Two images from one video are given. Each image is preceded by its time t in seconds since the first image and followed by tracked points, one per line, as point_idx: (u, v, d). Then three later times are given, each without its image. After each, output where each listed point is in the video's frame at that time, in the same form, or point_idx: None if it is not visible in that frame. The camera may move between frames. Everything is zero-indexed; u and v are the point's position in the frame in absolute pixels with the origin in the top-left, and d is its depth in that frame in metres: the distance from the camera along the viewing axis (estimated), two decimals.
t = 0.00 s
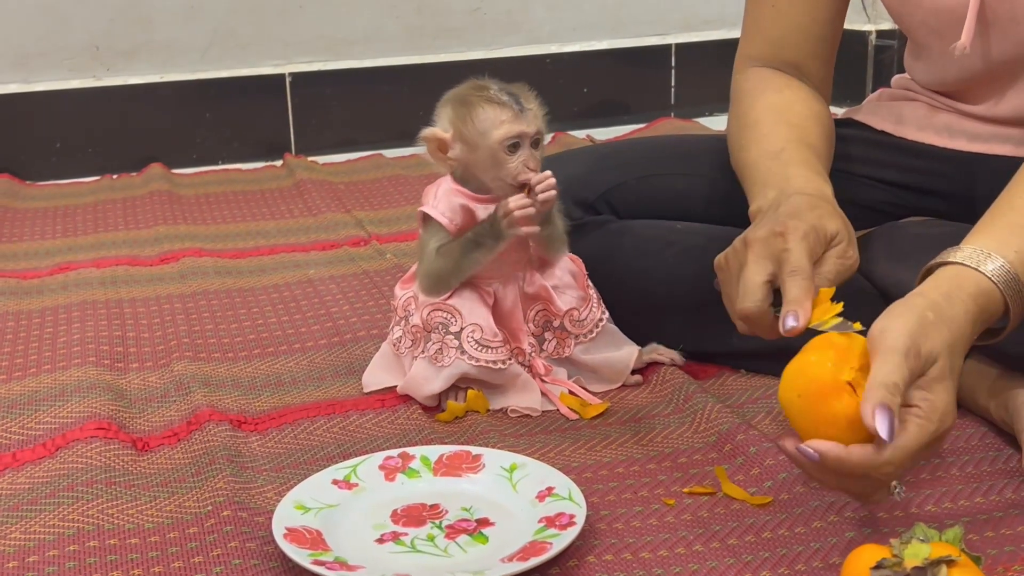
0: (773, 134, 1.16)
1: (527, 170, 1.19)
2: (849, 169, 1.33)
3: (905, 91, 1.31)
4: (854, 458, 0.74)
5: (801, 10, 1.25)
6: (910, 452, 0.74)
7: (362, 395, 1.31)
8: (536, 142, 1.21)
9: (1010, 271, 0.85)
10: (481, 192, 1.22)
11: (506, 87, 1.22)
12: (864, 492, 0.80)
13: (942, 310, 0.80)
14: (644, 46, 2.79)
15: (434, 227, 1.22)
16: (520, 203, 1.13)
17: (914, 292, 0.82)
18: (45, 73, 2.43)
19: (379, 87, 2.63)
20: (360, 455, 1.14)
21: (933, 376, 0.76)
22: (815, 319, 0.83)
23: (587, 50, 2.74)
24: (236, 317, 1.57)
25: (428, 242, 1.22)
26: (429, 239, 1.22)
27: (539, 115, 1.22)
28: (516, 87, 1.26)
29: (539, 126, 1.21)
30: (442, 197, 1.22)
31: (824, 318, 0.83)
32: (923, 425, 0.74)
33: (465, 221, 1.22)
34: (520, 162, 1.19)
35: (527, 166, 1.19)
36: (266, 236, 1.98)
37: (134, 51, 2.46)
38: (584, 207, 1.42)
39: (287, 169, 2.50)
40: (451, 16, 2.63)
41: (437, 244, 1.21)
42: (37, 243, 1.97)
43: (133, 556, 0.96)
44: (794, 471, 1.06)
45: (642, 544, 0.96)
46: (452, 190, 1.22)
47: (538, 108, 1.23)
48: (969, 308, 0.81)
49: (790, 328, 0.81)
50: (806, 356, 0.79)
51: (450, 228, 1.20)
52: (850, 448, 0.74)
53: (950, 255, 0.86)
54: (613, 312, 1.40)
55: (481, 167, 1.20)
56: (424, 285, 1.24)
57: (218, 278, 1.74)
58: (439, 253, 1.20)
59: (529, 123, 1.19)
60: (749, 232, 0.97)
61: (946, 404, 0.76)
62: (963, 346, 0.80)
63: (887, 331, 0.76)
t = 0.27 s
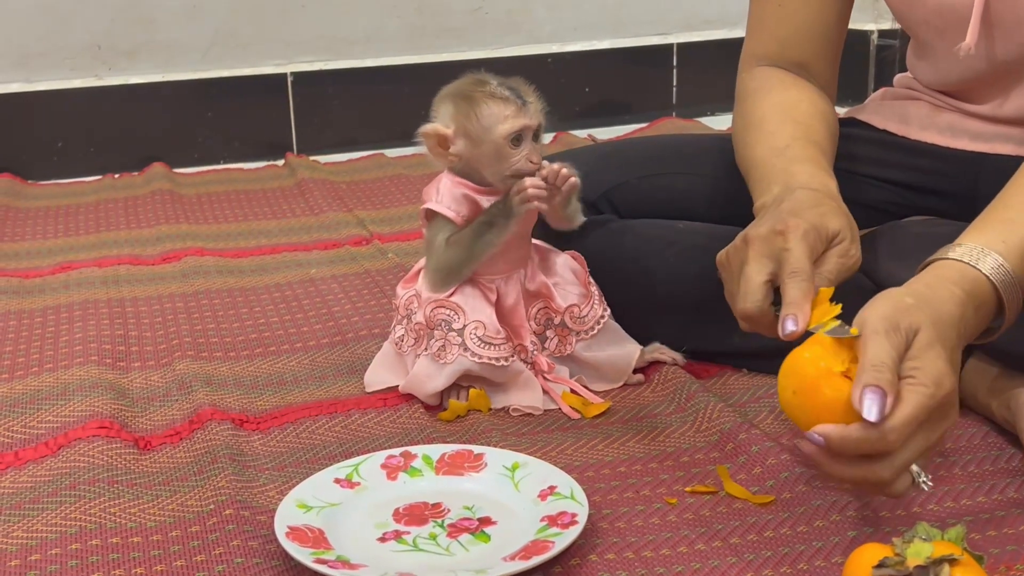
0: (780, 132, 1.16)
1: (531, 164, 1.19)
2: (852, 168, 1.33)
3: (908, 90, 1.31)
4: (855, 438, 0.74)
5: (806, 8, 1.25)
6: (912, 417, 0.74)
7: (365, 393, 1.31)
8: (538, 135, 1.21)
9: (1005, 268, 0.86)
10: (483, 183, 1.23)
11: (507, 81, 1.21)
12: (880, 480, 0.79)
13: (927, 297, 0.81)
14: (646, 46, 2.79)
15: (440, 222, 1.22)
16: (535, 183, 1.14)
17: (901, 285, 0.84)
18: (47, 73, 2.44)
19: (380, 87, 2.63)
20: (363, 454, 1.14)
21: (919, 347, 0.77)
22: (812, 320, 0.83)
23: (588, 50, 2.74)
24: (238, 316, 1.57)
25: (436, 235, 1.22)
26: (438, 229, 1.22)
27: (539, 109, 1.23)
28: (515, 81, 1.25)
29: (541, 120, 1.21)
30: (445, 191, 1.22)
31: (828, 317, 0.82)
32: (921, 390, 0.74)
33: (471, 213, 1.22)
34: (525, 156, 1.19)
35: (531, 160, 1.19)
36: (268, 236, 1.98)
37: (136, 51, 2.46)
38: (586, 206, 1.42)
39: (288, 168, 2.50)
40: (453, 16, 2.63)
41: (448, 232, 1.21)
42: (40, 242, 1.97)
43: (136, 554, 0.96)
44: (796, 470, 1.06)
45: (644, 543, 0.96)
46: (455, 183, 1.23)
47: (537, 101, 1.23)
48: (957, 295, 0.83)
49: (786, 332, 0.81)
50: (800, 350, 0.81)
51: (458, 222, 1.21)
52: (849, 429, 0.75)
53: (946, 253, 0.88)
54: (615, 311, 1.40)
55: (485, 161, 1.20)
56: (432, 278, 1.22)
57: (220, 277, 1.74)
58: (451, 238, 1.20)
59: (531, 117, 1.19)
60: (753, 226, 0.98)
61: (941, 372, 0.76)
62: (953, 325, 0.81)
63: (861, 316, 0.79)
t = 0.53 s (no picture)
0: (772, 134, 1.16)
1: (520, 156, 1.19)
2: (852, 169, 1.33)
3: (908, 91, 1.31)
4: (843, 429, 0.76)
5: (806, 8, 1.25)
6: (896, 406, 0.74)
7: (365, 394, 1.31)
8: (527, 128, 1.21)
9: (1001, 268, 0.86)
10: (479, 179, 1.23)
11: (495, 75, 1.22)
12: (868, 469, 0.79)
13: (912, 291, 0.82)
14: (647, 46, 2.79)
15: (440, 219, 1.22)
16: (550, 195, 1.13)
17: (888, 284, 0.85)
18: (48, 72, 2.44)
19: (381, 87, 2.62)
20: (363, 455, 1.14)
21: (903, 337, 0.77)
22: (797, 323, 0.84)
23: (589, 50, 2.74)
24: (238, 317, 1.57)
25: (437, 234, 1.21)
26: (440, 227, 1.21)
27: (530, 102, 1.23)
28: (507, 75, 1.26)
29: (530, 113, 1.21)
30: (443, 187, 1.22)
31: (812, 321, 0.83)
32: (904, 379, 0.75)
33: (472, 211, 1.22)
34: (514, 149, 1.19)
35: (521, 153, 1.19)
36: (269, 236, 1.98)
37: (136, 51, 2.47)
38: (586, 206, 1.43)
39: (289, 168, 2.50)
40: (453, 16, 2.63)
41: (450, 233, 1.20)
42: (41, 242, 1.97)
43: (135, 555, 0.96)
44: (796, 471, 1.06)
45: (644, 544, 0.96)
46: (451, 179, 1.23)
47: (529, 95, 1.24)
48: (946, 290, 0.83)
49: (774, 339, 0.82)
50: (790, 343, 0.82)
51: (460, 220, 1.20)
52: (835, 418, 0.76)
53: (944, 249, 0.88)
54: (615, 312, 1.40)
55: (475, 156, 1.21)
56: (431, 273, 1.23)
57: (221, 278, 1.74)
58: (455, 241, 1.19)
59: (520, 109, 1.20)
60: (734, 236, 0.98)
61: (925, 360, 0.76)
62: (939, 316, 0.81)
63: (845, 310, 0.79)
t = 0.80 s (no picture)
0: (781, 132, 1.16)
1: (508, 148, 1.17)
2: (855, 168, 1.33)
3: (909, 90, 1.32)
4: (851, 433, 0.76)
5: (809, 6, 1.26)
6: (905, 407, 0.74)
7: (367, 392, 1.31)
8: (520, 122, 1.19)
9: (1001, 266, 0.86)
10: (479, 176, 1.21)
11: (492, 70, 1.21)
12: (881, 472, 0.79)
13: (915, 291, 0.82)
14: (648, 46, 2.79)
15: (438, 218, 1.20)
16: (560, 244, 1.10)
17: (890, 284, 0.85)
18: (50, 71, 2.44)
19: (383, 86, 2.63)
20: (365, 453, 1.14)
21: (906, 337, 0.77)
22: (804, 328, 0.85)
23: (590, 50, 2.75)
24: (240, 315, 1.57)
25: (438, 231, 1.19)
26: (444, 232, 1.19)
27: (527, 96, 1.20)
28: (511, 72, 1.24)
29: (523, 106, 1.19)
30: (445, 185, 1.20)
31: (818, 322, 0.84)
32: (910, 378, 0.75)
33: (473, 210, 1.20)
34: (503, 142, 1.17)
35: (509, 145, 1.17)
36: (271, 235, 1.99)
37: (138, 50, 2.47)
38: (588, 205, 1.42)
39: (291, 167, 2.50)
40: (455, 16, 2.64)
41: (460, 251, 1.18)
42: (43, 240, 1.97)
43: (138, 552, 0.96)
44: (798, 470, 1.06)
45: (646, 543, 0.96)
46: (453, 177, 1.21)
47: (527, 89, 1.21)
48: (949, 288, 0.83)
49: (780, 345, 0.83)
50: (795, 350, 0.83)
51: (457, 217, 1.19)
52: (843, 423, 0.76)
53: (943, 248, 0.88)
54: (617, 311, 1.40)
55: (467, 150, 1.19)
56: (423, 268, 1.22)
57: (223, 276, 1.75)
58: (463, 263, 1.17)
59: (510, 104, 1.18)
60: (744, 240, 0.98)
61: (930, 358, 0.76)
62: (942, 315, 0.81)
63: (847, 316, 0.80)
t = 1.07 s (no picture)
0: (783, 138, 1.16)
1: (508, 168, 1.17)
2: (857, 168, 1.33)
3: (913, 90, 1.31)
4: (825, 427, 0.77)
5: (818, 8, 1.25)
6: (882, 405, 0.74)
7: (368, 391, 1.31)
8: (526, 140, 1.18)
9: (1003, 265, 0.86)
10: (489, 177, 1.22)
11: (504, 78, 1.19)
12: (854, 468, 0.80)
13: (908, 291, 0.82)
14: (650, 45, 2.79)
15: (445, 214, 1.21)
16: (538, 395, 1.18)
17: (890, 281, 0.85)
18: (51, 70, 2.44)
19: (385, 85, 2.63)
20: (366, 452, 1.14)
21: (891, 336, 0.78)
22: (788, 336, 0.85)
23: (592, 49, 2.75)
24: (242, 314, 1.57)
25: (445, 235, 1.20)
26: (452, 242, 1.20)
27: (536, 112, 1.19)
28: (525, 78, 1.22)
29: (531, 125, 1.18)
30: (453, 182, 1.20)
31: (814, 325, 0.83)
32: (891, 378, 0.75)
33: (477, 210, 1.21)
34: (505, 161, 1.17)
35: (510, 165, 1.17)
36: (273, 234, 1.99)
37: (141, 49, 2.47)
38: (589, 206, 1.42)
39: (293, 166, 2.50)
40: (457, 15, 2.64)
41: (463, 276, 1.19)
42: (45, 239, 1.97)
43: (140, 551, 0.97)
44: (799, 470, 1.06)
45: (647, 542, 0.96)
46: (462, 175, 1.21)
47: (538, 103, 1.19)
48: (944, 290, 0.83)
49: (762, 351, 0.84)
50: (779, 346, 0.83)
51: (464, 216, 1.19)
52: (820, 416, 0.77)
53: (948, 247, 0.88)
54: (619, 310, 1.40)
55: (471, 159, 1.20)
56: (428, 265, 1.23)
57: (225, 275, 1.75)
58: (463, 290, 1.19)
59: (516, 124, 1.17)
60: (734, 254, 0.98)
61: (913, 359, 0.76)
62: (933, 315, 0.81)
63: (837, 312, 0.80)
